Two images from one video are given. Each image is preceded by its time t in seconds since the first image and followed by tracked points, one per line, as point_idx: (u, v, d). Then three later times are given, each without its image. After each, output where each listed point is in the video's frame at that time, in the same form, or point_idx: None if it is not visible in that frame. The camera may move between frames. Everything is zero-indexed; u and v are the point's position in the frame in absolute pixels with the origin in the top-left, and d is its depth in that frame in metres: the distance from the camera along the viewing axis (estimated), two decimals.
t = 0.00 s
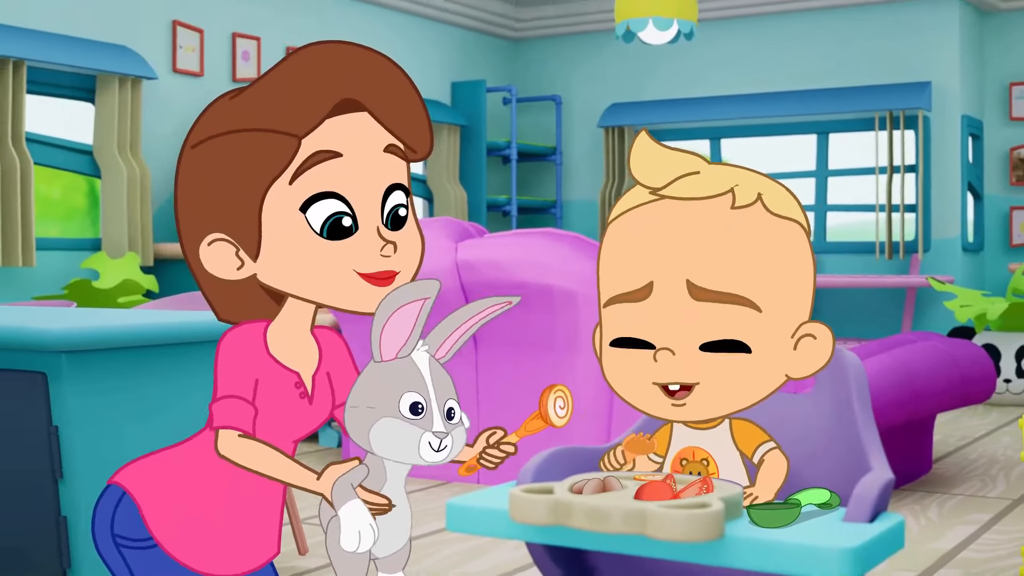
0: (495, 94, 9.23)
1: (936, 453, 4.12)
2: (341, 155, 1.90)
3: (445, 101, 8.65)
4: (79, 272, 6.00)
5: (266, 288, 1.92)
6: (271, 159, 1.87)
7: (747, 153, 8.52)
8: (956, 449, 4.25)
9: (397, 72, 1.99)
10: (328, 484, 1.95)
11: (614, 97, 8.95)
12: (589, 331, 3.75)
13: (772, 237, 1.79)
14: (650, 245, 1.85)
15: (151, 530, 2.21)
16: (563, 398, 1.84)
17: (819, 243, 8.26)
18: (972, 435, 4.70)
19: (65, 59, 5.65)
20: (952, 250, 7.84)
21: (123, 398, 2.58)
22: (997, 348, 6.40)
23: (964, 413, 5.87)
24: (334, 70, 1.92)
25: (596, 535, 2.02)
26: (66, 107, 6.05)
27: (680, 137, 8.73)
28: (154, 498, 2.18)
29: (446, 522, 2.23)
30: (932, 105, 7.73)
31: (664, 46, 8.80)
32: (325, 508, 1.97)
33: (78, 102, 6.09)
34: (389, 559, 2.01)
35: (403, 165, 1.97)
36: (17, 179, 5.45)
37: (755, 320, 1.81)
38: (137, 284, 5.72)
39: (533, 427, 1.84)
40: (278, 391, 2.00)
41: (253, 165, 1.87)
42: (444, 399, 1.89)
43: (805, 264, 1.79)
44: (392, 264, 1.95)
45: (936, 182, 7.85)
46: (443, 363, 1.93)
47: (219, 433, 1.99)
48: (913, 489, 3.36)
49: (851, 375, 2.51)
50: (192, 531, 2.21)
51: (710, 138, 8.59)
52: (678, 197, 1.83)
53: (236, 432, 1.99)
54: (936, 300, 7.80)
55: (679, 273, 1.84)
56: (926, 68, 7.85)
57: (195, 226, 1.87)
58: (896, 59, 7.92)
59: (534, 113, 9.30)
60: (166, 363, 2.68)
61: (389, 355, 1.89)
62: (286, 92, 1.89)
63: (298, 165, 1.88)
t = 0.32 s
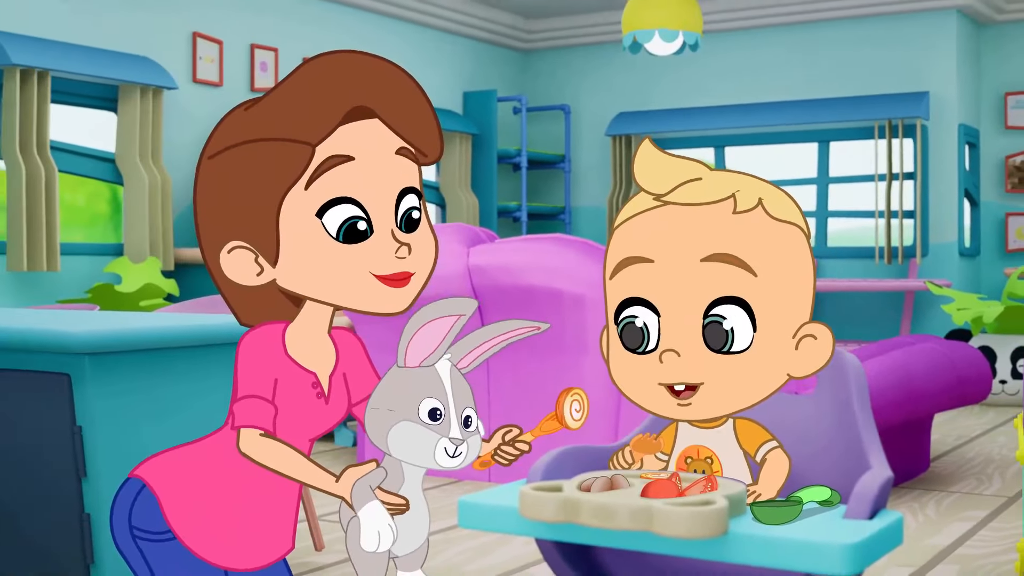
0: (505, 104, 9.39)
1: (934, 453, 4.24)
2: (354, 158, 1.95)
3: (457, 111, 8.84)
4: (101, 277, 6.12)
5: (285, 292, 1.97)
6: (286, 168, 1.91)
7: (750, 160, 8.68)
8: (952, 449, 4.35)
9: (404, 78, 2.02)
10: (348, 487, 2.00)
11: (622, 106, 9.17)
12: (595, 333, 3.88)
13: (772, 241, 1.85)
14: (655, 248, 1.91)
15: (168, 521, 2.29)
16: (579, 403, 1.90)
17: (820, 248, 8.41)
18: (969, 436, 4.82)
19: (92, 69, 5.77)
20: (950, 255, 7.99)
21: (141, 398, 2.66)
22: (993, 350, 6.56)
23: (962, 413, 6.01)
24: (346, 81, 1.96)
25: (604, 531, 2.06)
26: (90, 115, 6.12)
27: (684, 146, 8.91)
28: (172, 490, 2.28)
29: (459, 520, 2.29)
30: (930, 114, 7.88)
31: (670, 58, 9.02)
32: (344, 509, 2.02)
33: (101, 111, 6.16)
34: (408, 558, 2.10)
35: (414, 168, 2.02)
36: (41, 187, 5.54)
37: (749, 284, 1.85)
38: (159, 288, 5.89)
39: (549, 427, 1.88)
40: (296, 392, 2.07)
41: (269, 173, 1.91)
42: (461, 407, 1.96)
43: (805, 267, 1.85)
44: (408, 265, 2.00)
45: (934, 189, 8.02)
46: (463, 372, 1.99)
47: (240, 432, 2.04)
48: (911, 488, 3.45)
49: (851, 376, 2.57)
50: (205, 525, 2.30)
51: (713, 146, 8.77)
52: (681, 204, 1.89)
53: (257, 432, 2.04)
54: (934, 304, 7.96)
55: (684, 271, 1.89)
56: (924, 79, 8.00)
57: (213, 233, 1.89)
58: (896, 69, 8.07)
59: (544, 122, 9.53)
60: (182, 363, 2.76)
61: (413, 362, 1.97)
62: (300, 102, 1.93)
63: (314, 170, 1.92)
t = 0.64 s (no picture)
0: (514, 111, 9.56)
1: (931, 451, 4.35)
2: (366, 165, 1.95)
3: (466, 118, 8.97)
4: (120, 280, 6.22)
5: (299, 294, 1.98)
6: (300, 174, 1.92)
7: (752, 167, 8.89)
8: (950, 448, 4.44)
9: (414, 85, 2.02)
10: (360, 484, 2.04)
11: (626, 114, 9.35)
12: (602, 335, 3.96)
13: (773, 246, 1.82)
14: (660, 253, 1.86)
15: (186, 520, 2.35)
16: (585, 403, 1.89)
17: (820, 252, 8.57)
18: (966, 434, 4.96)
19: (111, 77, 5.87)
20: (948, 259, 8.12)
21: (160, 399, 2.73)
22: (990, 352, 6.71)
23: (959, 413, 6.17)
24: (361, 90, 1.96)
25: (612, 529, 2.05)
26: (108, 123, 6.21)
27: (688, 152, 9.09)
28: (190, 489, 2.34)
29: (468, 516, 2.27)
30: (928, 122, 8.01)
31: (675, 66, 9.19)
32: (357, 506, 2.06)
33: (120, 118, 6.26)
34: (419, 554, 2.12)
35: (426, 175, 2.00)
36: (62, 193, 5.63)
37: (752, 288, 1.81)
38: (176, 291, 5.99)
39: (556, 427, 1.89)
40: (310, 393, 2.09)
41: (283, 179, 1.92)
42: (472, 406, 1.96)
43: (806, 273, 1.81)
44: (419, 269, 1.99)
45: (932, 194, 8.16)
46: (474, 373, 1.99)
47: (255, 432, 2.08)
48: (909, 487, 3.53)
49: (852, 377, 2.63)
50: (221, 523, 2.35)
51: (717, 153, 8.98)
52: (686, 210, 1.85)
53: (272, 431, 2.08)
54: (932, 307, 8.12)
55: (688, 277, 1.84)
56: (922, 87, 8.14)
57: (230, 237, 1.91)
58: (894, 78, 8.23)
59: (551, 129, 9.73)
60: (199, 365, 2.83)
61: (423, 362, 1.98)
62: (316, 110, 1.94)
63: (327, 176, 1.93)
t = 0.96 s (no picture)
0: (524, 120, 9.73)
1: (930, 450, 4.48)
2: (379, 172, 2.00)
3: (478, 126, 9.08)
4: (141, 284, 6.32)
5: (315, 297, 2.02)
6: (315, 181, 1.97)
7: (757, 173, 9.13)
8: (948, 447, 4.56)
9: (426, 94, 2.08)
10: (374, 484, 2.05)
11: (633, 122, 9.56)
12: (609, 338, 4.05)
13: (773, 252, 1.86)
14: (665, 258, 1.92)
15: (204, 515, 2.38)
16: (592, 405, 1.92)
17: (822, 257, 8.86)
18: (963, 434, 5.10)
19: (131, 87, 5.98)
20: (945, 264, 8.42)
21: (180, 400, 2.80)
22: (986, 354, 6.85)
23: (956, 413, 6.35)
24: (372, 100, 2.02)
25: (619, 528, 2.02)
26: (129, 131, 6.31)
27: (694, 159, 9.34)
28: (209, 487, 2.37)
29: (479, 513, 2.21)
30: (926, 130, 8.31)
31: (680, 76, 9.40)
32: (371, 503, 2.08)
33: (140, 127, 6.37)
34: (432, 550, 2.15)
35: (438, 181, 2.06)
36: (84, 201, 5.73)
37: (753, 293, 1.85)
38: (196, 295, 6.06)
39: (566, 427, 1.92)
40: (325, 393, 2.10)
41: (299, 186, 1.97)
42: (482, 408, 2.00)
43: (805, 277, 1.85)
44: (431, 273, 2.04)
45: (930, 200, 8.47)
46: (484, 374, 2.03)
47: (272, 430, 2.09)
48: (908, 485, 3.63)
49: (852, 377, 2.68)
50: (238, 521, 2.38)
51: (721, 160, 9.24)
52: (688, 217, 1.91)
53: (288, 431, 2.08)
54: (931, 309, 8.42)
55: (690, 287, 1.89)
56: (919, 97, 8.43)
57: (249, 242, 1.96)
58: (894, 89, 8.50)
59: (560, 137, 9.92)
60: (217, 366, 2.91)
61: (436, 364, 2.03)
62: (330, 121, 1.99)
63: (342, 184, 1.98)
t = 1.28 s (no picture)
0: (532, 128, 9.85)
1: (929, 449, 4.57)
2: (392, 179, 1.99)
3: (488, 134, 9.17)
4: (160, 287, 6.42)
5: (330, 301, 2.01)
6: (330, 188, 1.96)
7: (761, 179, 9.23)
8: (945, 446, 4.66)
9: (440, 103, 2.07)
10: (387, 481, 2.06)
11: (639, 131, 9.64)
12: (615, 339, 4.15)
13: (772, 262, 1.72)
14: (664, 254, 1.76)
15: (222, 513, 2.38)
16: (600, 405, 1.92)
17: (822, 262, 8.98)
18: (960, 433, 5.18)
19: (149, 97, 6.06)
20: (942, 267, 8.50)
21: (197, 402, 2.82)
22: (982, 356, 6.96)
23: (954, 414, 6.44)
24: (386, 109, 2.00)
25: (624, 526, 1.93)
26: (151, 139, 6.44)
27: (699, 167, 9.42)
28: (229, 487, 2.34)
29: (489, 511, 2.13)
30: (925, 137, 8.40)
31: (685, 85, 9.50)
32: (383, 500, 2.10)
33: (160, 135, 6.48)
34: (444, 546, 2.16)
35: (449, 188, 2.04)
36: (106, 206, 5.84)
37: (747, 300, 1.72)
38: (213, 298, 6.16)
39: (574, 426, 1.93)
40: (339, 394, 2.16)
41: (314, 194, 1.96)
42: (492, 407, 2.00)
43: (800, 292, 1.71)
44: (443, 277, 2.02)
45: (927, 206, 8.52)
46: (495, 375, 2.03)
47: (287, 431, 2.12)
48: (907, 484, 3.74)
49: (851, 380, 2.64)
50: (254, 518, 2.39)
51: (725, 167, 9.32)
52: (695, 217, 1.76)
53: (304, 430, 2.12)
54: (929, 312, 8.53)
55: (684, 291, 1.75)
56: (918, 105, 8.51)
57: (266, 244, 1.94)
58: (894, 98, 8.58)
59: (568, 145, 10.03)
60: (238, 367, 2.96)
61: (447, 365, 2.02)
62: (347, 130, 1.98)
63: (356, 190, 1.97)
